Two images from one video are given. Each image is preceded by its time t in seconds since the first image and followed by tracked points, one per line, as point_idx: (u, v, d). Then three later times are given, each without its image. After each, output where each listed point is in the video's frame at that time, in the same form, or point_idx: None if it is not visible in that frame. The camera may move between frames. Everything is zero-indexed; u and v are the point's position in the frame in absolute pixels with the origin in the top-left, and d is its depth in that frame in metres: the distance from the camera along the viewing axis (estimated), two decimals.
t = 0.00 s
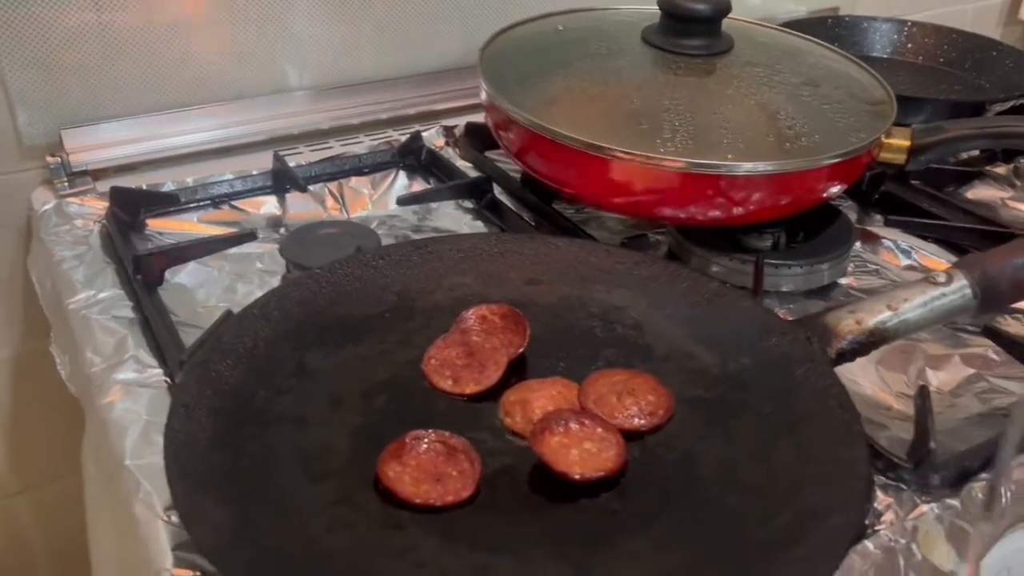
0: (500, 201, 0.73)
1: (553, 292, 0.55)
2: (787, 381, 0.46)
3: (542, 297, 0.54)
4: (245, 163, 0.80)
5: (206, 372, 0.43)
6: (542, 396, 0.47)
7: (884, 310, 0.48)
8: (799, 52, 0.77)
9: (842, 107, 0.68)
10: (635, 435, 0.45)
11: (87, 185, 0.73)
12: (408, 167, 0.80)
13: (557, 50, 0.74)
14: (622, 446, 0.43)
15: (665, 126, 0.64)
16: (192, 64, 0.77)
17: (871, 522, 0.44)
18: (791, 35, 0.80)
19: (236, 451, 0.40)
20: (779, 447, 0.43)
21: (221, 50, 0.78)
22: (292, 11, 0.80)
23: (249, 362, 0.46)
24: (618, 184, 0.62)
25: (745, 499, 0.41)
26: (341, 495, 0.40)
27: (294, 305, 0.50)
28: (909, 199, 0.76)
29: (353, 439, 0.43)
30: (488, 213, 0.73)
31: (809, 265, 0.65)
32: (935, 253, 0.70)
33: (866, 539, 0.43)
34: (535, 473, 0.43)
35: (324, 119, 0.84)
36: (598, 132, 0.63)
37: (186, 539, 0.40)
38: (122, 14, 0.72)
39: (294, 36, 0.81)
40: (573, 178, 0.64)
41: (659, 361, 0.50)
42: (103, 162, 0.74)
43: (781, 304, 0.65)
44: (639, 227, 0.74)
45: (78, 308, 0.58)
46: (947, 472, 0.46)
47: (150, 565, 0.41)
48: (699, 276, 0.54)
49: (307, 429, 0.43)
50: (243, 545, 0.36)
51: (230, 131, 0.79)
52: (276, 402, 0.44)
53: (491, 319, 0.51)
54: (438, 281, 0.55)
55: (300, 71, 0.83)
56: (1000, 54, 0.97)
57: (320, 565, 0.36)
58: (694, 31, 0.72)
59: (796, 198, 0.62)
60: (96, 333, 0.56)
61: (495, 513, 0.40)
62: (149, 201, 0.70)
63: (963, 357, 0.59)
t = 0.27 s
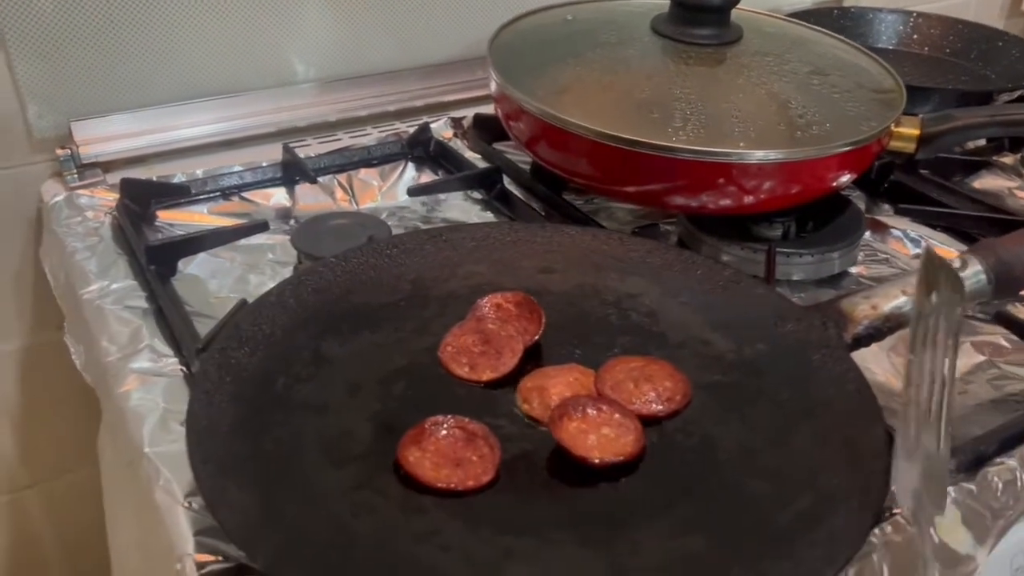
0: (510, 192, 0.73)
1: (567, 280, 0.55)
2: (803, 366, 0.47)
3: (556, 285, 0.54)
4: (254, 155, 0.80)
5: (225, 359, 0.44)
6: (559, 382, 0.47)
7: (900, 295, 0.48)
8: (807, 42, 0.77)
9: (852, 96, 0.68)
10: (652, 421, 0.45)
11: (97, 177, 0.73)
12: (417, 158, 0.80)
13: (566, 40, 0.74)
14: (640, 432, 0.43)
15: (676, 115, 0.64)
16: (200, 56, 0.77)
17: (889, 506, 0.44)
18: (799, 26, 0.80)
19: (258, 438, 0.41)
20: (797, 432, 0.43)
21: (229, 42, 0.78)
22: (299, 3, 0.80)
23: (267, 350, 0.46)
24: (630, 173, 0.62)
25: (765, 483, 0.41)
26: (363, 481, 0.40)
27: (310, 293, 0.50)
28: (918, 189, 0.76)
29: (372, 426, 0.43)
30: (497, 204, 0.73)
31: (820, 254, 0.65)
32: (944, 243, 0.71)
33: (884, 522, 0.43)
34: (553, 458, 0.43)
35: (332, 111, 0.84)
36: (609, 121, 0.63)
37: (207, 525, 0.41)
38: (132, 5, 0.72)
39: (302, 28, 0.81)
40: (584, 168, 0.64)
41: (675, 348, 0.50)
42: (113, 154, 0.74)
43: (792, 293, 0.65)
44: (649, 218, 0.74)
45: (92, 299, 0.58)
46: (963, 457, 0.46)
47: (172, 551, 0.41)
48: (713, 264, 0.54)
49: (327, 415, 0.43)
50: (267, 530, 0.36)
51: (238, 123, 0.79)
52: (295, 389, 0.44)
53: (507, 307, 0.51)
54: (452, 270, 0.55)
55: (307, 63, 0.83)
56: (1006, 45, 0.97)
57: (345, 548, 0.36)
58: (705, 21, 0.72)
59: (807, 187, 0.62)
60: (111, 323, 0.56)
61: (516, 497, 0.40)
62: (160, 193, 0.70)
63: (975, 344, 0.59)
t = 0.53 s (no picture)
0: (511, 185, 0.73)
1: (570, 273, 0.55)
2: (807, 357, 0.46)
3: (558, 278, 0.54)
4: (254, 150, 0.79)
5: (228, 352, 0.43)
6: (562, 374, 0.47)
7: (903, 286, 0.48)
8: (808, 34, 0.77)
9: (854, 88, 0.68)
10: (656, 413, 0.45)
11: (97, 172, 0.73)
12: (418, 152, 0.80)
13: (567, 33, 0.74)
14: (644, 424, 0.43)
15: (678, 107, 0.64)
16: (200, 51, 0.77)
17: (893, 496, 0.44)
18: (800, 18, 0.80)
19: (261, 430, 0.40)
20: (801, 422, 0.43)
21: (229, 37, 0.78)
22: None
23: (270, 342, 0.46)
24: (631, 165, 0.62)
25: (770, 474, 0.41)
26: (366, 472, 0.40)
27: (312, 286, 0.50)
28: (919, 181, 0.76)
29: (376, 418, 0.43)
30: (498, 197, 0.73)
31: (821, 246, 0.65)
32: (945, 235, 0.70)
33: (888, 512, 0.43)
34: (557, 450, 0.43)
35: (332, 105, 0.83)
36: (611, 114, 0.63)
37: (210, 518, 0.41)
38: None
39: (301, 22, 0.81)
40: (585, 160, 0.64)
41: (678, 339, 0.50)
42: (113, 148, 0.74)
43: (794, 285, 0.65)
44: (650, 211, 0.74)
45: (93, 294, 0.58)
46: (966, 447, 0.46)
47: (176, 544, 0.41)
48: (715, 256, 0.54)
49: (330, 408, 0.43)
50: (271, 521, 0.36)
51: (238, 118, 0.79)
52: (298, 382, 0.44)
53: (509, 299, 0.51)
54: (454, 263, 0.55)
55: (307, 57, 0.83)
56: (1007, 37, 0.97)
57: (350, 540, 0.36)
58: (704, 14, 0.72)
59: (809, 179, 0.62)
60: (112, 317, 0.55)
61: (519, 489, 0.40)
62: (160, 187, 0.69)
63: (977, 336, 0.59)
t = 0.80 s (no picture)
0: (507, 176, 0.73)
1: (565, 262, 0.55)
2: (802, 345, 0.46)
3: (554, 267, 0.54)
4: (249, 142, 0.79)
5: (222, 341, 0.43)
6: (557, 362, 0.47)
7: (898, 274, 0.47)
8: (805, 24, 0.77)
9: (851, 77, 0.68)
10: (652, 401, 0.44)
11: (92, 164, 0.73)
12: (414, 144, 0.80)
13: (563, 23, 0.74)
14: (640, 411, 0.43)
15: (674, 96, 0.64)
16: (194, 42, 0.77)
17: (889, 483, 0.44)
18: (796, 8, 0.80)
19: (255, 418, 0.40)
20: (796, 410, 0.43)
21: (223, 28, 0.77)
22: None
23: (264, 331, 0.46)
24: (627, 155, 0.62)
25: (766, 461, 0.41)
26: (361, 460, 0.40)
27: (307, 276, 0.50)
28: (916, 171, 0.75)
29: (370, 406, 0.43)
30: (494, 188, 0.73)
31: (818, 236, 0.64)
32: (942, 224, 0.70)
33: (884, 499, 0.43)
34: (552, 438, 0.43)
35: (327, 97, 0.83)
36: (607, 103, 0.63)
37: (204, 506, 0.40)
38: None
39: (296, 14, 0.80)
40: (581, 150, 0.64)
41: (673, 328, 0.50)
42: (107, 140, 0.73)
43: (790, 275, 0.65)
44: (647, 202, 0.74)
45: (86, 285, 0.58)
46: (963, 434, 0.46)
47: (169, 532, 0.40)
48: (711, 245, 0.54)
49: (325, 396, 0.43)
50: (265, 508, 0.36)
51: (233, 110, 0.79)
52: (292, 370, 0.44)
53: (504, 289, 0.51)
54: (449, 252, 0.55)
55: (302, 49, 0.82)
56: (1003, 28, 0.97)
57: (344, 527, 0.36)
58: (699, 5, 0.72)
59: (806, 168, 0.62)
60: (106, 308, 0.55)
61: (514, 476, 0.40)
62: (155, 178, 0.69)
63: (974, 325, 0.59)
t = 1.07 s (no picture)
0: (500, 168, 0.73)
1: (556, 253, 0.54)
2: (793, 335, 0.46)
3: (545, 258, 0.54)
4: (242, 134, 0.79)
5: (210, 331, 0.43)
6: (547, 353, 0.46)
7: (890, 264, 0.47)
8: (800, 16, 0.76)
9: (844, 68, 0.68)
10: (641, 391, 0.44)
11: (85, 156, 0.73)
12: (408, 136, 0.80)
13: (556, 15, 0.73)
14: (629, 402, 0.43)
15: (666, 87, 0.63)
16: (187, 35, 0.77)
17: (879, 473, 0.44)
18: None
19: (242, 407, 0.40)
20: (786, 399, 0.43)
21: (216, 20, 0.77)
22: None
23: (253, 322, 0.46)
24: (621, 147, 0.62)
25: (755, 450, 0.41)
26: (348, 450, 0.40)
27: (296, 267, 0.50)
28: (911, 163, 0.75)
29: (359, 396, 0.43)
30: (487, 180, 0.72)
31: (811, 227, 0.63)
32: (936, 216, 0.70)
33: (874, 489, 0.43)
34: (541, 428, 0.42)
35: (322, 90, 0.83)
36: (599, 94, 0.62)
37: (192, 496, 0.40)
38: None
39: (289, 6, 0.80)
40: (574, 142, 0.64)
41: (664, 318, 0.50)
42: (101, 133, 0.73)
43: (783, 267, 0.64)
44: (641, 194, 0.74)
45: (78, 276, 0.58)
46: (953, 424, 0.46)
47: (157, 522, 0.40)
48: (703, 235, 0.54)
49: (313, 386, 0.43)
50: (250, 497, 0.36)
51: (227, 102, 0.79)
52: (281, 360, 0.44)
53: (495, 280, 0.51)
54: (440, 244, 0.54)
55: (296, 41, 0.82)
56: (1001, 20, 0.97)
57: (331, 515, 0.36)
58: None
59: (800, 159, 0.62)
60: (97, 299, 0.55)
61: (502, 466, 0.40)
62: (148, 171, 0.69)
63: (967, 316, 0.59)
